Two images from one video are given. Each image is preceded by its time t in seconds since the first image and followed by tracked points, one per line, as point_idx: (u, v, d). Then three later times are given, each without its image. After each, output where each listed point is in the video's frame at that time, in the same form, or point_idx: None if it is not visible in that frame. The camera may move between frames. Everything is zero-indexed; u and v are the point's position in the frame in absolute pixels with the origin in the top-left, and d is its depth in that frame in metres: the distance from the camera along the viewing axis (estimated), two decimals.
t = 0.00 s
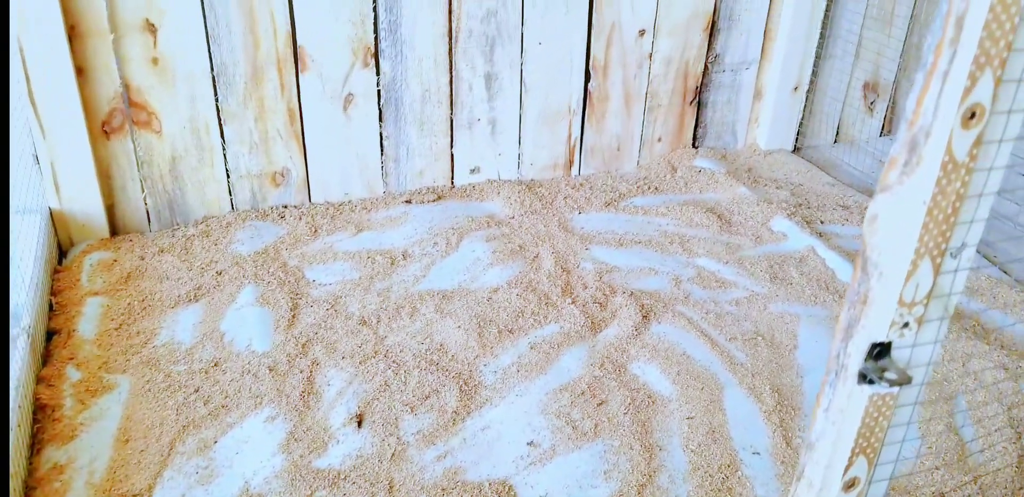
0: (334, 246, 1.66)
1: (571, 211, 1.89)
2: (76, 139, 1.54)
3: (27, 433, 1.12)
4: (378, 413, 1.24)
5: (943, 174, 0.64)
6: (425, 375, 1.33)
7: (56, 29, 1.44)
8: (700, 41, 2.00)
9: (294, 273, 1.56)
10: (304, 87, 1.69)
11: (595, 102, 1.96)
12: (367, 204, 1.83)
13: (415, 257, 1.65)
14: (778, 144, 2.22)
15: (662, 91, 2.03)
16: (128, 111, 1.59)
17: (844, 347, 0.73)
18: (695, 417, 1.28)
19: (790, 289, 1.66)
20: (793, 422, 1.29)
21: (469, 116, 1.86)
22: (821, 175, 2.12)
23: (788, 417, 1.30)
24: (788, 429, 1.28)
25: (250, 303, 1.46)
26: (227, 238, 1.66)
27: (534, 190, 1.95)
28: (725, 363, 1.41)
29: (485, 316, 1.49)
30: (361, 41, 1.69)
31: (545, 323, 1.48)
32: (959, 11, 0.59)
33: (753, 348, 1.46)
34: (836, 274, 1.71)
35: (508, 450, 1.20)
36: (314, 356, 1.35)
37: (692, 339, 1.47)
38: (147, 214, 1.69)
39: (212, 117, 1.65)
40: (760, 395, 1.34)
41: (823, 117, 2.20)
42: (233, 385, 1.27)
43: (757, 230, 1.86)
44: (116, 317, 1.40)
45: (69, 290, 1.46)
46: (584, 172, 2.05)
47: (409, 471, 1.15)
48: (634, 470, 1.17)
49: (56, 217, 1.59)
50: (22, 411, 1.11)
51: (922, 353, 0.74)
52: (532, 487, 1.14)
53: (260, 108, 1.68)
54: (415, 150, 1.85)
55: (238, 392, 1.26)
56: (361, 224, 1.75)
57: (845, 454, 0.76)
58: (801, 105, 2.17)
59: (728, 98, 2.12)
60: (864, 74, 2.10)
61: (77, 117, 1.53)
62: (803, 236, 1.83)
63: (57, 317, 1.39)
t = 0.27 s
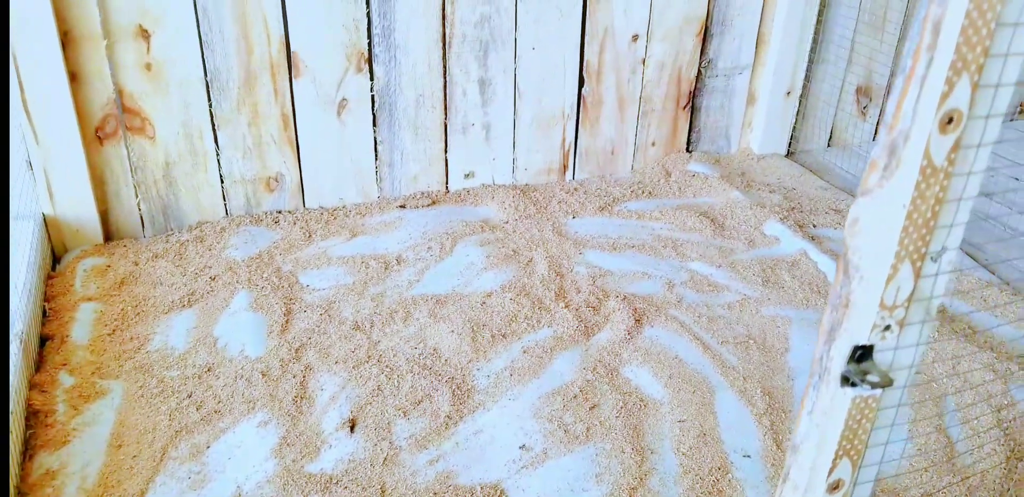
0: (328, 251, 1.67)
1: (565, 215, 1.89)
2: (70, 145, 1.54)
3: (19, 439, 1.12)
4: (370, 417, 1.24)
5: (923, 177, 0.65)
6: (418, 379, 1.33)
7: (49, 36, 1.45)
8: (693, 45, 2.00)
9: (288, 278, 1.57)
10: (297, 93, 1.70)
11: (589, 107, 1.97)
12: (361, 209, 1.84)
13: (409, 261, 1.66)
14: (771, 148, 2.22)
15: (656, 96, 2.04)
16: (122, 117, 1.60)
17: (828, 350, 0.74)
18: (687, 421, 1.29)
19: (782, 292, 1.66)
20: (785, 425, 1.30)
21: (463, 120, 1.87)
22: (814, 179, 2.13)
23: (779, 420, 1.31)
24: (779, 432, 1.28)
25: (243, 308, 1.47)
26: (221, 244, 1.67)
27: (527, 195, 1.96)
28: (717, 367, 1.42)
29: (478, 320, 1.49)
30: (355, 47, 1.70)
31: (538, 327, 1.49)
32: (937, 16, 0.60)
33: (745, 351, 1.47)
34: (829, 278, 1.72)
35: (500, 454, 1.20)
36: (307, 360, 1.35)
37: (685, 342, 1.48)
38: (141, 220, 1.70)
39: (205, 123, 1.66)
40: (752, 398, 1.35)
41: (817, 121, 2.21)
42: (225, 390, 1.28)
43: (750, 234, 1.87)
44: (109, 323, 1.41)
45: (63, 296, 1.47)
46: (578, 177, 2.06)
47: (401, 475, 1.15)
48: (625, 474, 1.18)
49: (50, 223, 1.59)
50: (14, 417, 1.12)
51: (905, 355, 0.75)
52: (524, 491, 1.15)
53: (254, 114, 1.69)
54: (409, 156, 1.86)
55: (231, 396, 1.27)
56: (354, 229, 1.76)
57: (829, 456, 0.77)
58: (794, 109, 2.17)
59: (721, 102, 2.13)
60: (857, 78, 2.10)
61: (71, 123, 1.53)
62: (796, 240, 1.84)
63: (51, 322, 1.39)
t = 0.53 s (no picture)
0: (327, 248, 1.69)
1: (562, 211, 1.91)
2: (71, 143, 1.56)
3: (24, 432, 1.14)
4: (369, 410, 1.26)
5: (909, 168, 0.67)
6: (416, 373, 1.35)
7: (51, 34, 1.47)
8: (688, 42, 2.02)
9: (287, 274, 1.59)
10: (296, 91, 1.71)
11: (585, 103, 1.99)
12: (359, 206, 1.85)
13: (407, 257, 1.67)
14: (766, 145, 2.24)
15: (651, 93, 2.05)
16: (122, 115, 1.61)
17: (817, 337, 0.75)
18: (681, 412, 1.30)
19: (777, 286, 1.68)
20: (778, 416, 1.31)
21: (460, 118, 1.88)
22: (809, 175, 2.15)
23: (773, 412, 1.32)
24: (772, 423, 1.30)
25: (243, 304, 1.48)
26: (221, 240, 1.68)
27: (524, 191, 1.98)
28: (712, 360, 1.44)
29: (476, 315, 1.51)
30: (352, 45, 1.72)
31: (535, 322, 1.50)
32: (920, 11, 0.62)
33: (739, 345, 1.49)
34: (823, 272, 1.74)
35: (498, 446, 1.22)
36: (307, 355, 1.37)
37: (680, 336, 1.50)
38: (141, 217, 1.71)
39: (205, 120, 1.67)
40: (746, 390, 1.36)
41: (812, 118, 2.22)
42: (227, 384, 1.30)
43: (744, 230, 1.89)
44: (112, 318, 1.43)
45: (65, 292, 1.48)
46: (575, 174, 2.08)
47: (400, 466, 1.17)
48: (620, 464, 1.19)
49: (52, 220, 1.60)
50: (19, 409, 1.13)
51: (893, 343, 0.77)
52: (521, 481, 1.16)
53: (253, 112, 1.70)
54: (407, 153, 1.87)
55: (232, 390, 1.28)
56: (353, 225, 1.78)
57: (819, 442, 0.78)
58: (789, 106, 2.19)
59: (716, 99, 2.15)
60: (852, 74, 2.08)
61: (72, 121, 1.55)
62: (790, 235, 1.85)
63: (54, 318, 1.41)
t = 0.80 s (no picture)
0: (323, 248, 1.69)
1: (557, 210, 1.92)
2: (67, 144, 1.56)
3: (20, 432, 1.14)
4: (365, 409, 1.27)
5: (894, 167, 0.68)
6: (412, 372, 1.35)
7: (46, 36, 1.47)
8: (683, 41, 2.03)
9: (283, 274, 1.59)
10: (291, 91, 1.72)
11: (580, 103, 1.99)
12: (355, 206, 1.86)
13: (403, 257, 1.68)
14: (761, 143, 2.25)
15: (646, 92, 2.06)
16: (118, 116, 1.61)
17: (806, 335, 0.76)
18: (676, 410, 1.31)
19: (771, 284, 1.69)
20: (772, 414, 1.32)
21: (455, 118, 1.89)
22: (804, 173, 2.16)
23: (767, 409, 1.33)
24: (766, 421, 1.31)
25: (239, 304, 1.49)
26: (216, 240, 1.69)
27: (520, 191, 1.98)
28: (706, 358, 1.44)
29: (471, 314, 1.52)
30: (347, 45, 1.72)
31: (530, 320, 1.51)
32: (905, 12, 0.62)
33: (733, 343, 1.49)
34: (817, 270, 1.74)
35: (493, 444, 1.23)
36: (303, 354, 1.37)
37: (675, 334, 1.50)
38: (137, 218, 1.72)
39: (200, 121, 1.68)
40: (740, 388, 1.37)
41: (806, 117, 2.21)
42: (222, 384, 1.30)
43: (739, 228, 1.89)
44: (108, 318, 1.43)
45: (61, 292, 1.49)
46: (570, 173, 2.08)
47: (395, 465, 1.17)
48: (615, 462, 1.20)
49: (48, 221, 1.61)
50: (15, 410, 1.14)
51: (881, 340, 0.78)
52: (516, 480, 1.17)
53: (248, 112, 1.70)
54: (402, 152, 1.88)
55: (227, 390, 1.29)
56: (349, 225, 1.78)
57: (809, 439, 0.79)
58: (784, 105, 2.19)
59: (711, 98, 2.16)
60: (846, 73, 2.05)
61: (68, 122, 1.55)
62: (785, 234, 1.86)
63: (50, 319, 1.41)
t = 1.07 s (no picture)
0: (323, 246, 1.70)
1: (557, 208, 1.92)
2: (67, 143, 1.57)
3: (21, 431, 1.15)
4: (365, 407, 1.27)
5: (889, 164, 0.68)
6: (412, 370, 1.36)
7: (46, 36, 1.47)
8: (682, 39, 2.03)
9: (284, 272, 1.60)
10: (291, 91, 1.72)
11: (580, 101, 2.00)
12: (355, 205, 1.86)
13: (402, 255, 1.68)
14: (760, 141, 2.25)
15: (646, 90, 2.06)
16: (118, 116, 1.62)
17: (802, 331, 0.77)
18: (675, 407, 1.31)
19: (770, 282, 1.69)
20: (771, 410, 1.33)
21: (455, 116, 1.89)
22: (803, 171, 2.16)
23: (765, 406, 1.34)
24: (765, 417, 1.31)
25: (239, 302, 1.49)
26: (217, 240, 1.69)
27: (519, 189, 1.99)
28: (705, 355, 1.45)
29: (470, 312, 1.52)
30: (347, 44, 1.72)
31: (529, 318, 1.51)
32: (898, 10, 0.63)
33: (732, 340, 1.50)
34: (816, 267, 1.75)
35: (493, 441, 1.23)
36: (303, 352, 1.38)
37: (674, 332, 1.51)
38: (138, 217, 1.72)
39: (201, 121, 1.68)
40: (739, 385, 1.37)
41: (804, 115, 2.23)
42: (223, 382, 1.30)
43: (739, 226, 1.90)
44: (108, 317, 1.44)
45: (62, 292, 1.49)
46: (570, 171, 2.09)
47: (395, 462, 1.18)
48: (614, 459, 1.21)
49: (49, 220, 1.61)
50: (16, 408, 1.14)
51: (877, 336, 0.78)
52: (515, 477, 1.17)
53: (248, 111, 1.71)
54: (402, 151, 1.88)
55: (228, 388, 1.29)
56: (349, 224, 1.79)
57: (806, 434, 0.79)
58: (783, 102, 2.20)
59: (711, 96, 2.16)
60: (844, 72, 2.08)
61: (68, 122, 1.55)
62: (784, 231, 1.86)
63: (51, 318, 1.42)
